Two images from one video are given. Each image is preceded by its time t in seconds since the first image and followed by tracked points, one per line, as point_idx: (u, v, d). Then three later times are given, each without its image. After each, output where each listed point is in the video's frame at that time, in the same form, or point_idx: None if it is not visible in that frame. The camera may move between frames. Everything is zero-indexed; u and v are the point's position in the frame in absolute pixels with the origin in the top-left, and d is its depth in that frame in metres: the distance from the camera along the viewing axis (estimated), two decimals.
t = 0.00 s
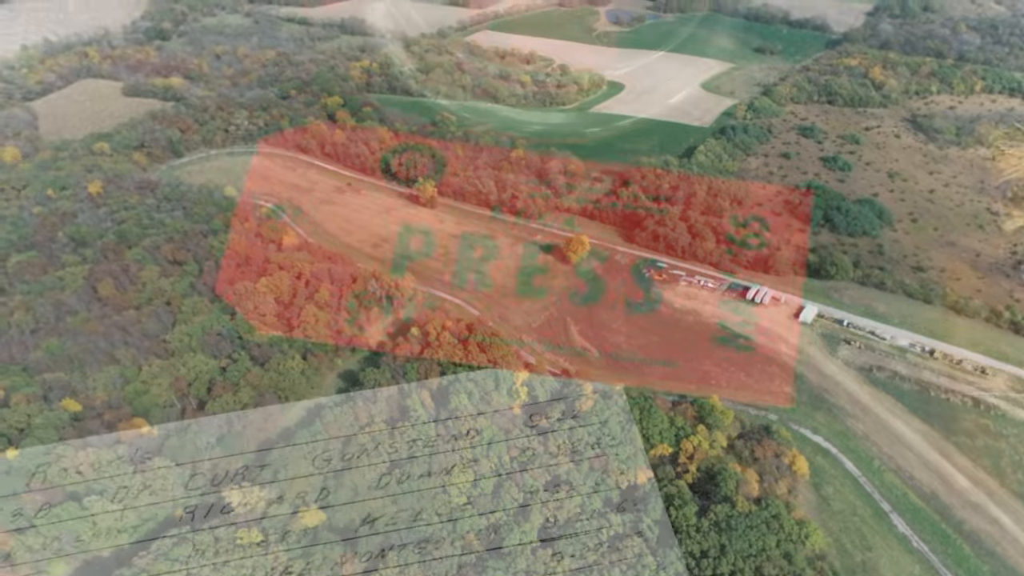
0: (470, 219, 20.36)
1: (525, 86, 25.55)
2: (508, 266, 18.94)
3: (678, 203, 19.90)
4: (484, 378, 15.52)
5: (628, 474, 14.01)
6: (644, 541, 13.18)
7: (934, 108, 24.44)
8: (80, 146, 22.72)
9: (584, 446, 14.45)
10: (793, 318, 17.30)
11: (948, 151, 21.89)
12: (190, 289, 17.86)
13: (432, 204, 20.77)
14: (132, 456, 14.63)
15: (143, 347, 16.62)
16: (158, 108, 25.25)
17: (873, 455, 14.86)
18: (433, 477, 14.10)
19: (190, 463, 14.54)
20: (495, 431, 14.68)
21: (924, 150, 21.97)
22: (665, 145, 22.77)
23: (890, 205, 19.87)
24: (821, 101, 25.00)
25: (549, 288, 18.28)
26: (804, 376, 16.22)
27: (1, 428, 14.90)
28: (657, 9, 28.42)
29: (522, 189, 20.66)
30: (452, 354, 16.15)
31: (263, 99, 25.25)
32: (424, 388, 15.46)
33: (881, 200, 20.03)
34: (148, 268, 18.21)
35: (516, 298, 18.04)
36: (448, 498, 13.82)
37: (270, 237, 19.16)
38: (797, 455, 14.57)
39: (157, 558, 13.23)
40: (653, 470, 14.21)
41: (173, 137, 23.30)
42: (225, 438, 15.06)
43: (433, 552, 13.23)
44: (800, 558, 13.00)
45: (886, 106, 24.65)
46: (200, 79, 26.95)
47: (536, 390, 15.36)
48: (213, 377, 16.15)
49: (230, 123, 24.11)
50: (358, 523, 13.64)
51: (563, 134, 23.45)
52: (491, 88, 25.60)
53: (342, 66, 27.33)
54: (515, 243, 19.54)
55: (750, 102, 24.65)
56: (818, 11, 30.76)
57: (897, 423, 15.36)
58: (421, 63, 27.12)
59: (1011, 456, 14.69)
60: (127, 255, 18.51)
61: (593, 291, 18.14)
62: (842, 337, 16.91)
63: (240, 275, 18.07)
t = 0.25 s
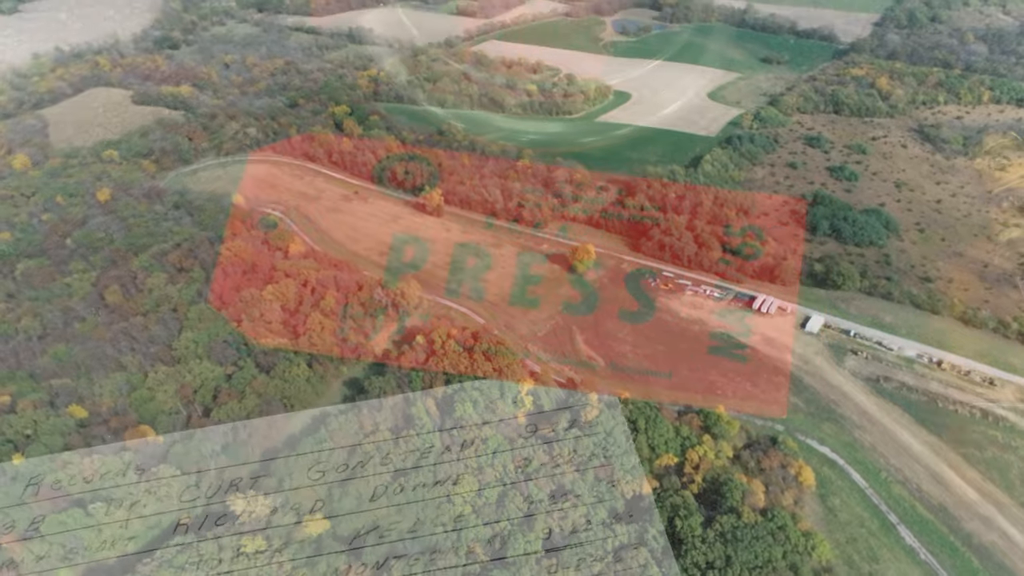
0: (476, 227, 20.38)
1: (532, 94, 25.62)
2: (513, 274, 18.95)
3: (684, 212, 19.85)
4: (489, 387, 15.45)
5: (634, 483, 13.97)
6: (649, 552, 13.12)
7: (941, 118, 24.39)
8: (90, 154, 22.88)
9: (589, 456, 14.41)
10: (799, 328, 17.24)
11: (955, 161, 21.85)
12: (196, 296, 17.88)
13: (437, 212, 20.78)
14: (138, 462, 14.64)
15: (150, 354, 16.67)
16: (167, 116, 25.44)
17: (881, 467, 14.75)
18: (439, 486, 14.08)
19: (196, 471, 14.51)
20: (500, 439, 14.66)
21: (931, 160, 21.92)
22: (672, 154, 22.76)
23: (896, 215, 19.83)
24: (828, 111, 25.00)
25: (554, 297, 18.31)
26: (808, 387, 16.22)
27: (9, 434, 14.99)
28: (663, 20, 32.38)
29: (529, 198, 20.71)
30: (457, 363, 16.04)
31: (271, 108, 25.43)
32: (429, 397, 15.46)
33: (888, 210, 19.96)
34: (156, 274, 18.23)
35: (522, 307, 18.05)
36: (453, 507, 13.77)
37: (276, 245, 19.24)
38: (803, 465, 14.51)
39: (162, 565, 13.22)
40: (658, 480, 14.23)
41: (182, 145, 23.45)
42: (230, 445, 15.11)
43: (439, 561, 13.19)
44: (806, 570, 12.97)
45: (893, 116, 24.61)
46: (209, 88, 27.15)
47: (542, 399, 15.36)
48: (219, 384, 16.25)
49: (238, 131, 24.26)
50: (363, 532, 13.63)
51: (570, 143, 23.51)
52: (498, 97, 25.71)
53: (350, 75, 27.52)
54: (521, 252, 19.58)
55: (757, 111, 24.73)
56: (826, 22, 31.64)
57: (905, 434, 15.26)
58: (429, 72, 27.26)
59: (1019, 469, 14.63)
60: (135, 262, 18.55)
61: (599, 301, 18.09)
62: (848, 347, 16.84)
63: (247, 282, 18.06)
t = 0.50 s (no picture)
0: (480, 233, 20.40)
1: (537, 100, 25.61)
2: (517, 280, 18.97)
3: (688, 219, 19.87)
4: (492, 393, 15.56)
5: (637, 490, 13.97)
6: (653, 559, 13.07)
7: (946, 125, 24.36)
8: (96, 159, 23.00)
9: (592, 462, 14.37)
10: (804, 335, 17.20)
11: (960, 168, 21.82)
12: (200, 301, 17.86)
13: (442, 218, 20.87)
14: (142, 467, 14.70)
15: (154, 358, 16.70)
16: (173, 121, 25.55)
17: (886, 475, 14.67)
18: (441, 492, 14.05)
19: (200, 476, 14.58)
20: (504, 445, 14.68)
21: (936, 167, 21.89)
22: (676, 160, 22.79)
23: (901, 221, 19.80)
24: (832, 117, 25.01)
25: (558, 303, 18.30)
26: (814, 394, 16.09)
27: (13, 439, 15.05)
28: (668, 27, 32.79)
29: (533, 205, 20.74)
30: (460, 369, 16.11)
31: (277, 113, 25.52)
32: (433, 402, 15.49)
33: (893, 217, 19.92)
34: (161, 279, 18.23)
35: (526, 313, 18.04)
36: (456, 513, 13.73)
37: (280, 250, 19.37)
38: (807, 473, 14.43)
39: (166, 569, 13.16)
40: (662, 487, 14.19)
41: (187, 150, 23.54)
42: (234, 451, 15.13)
43: (441, 568, 13.06)
44: None
45: (897, 123, 24.60)
46: (215, 94, 27.27)
47: (545, 405, 15.47)
48: (223, 389, 16.18)
49: (243, 137, 24.36)
50: (366, 538, 13.58)
51: (574, 149, 23.54)
52: (502, 104, 25.57)
53: (355, 81, 27.65)
54: (525, 258, 19.60)
55: (761, 118, 24.77)
56: (830, 29, 31.59)
57: (910, 442, 15.19)
58: (433, 78, 27.33)
59: None
60: (140, 266, 18.57)
61: (603, 307, 18.09)
62: (853, 354, 16.78)
63: (252, 287, 18.19)
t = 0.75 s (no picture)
0: (484, 236, 20.44)
1: (541, 102, 25.58)
2: (521, 282, 19.00)
3: (692, 221, 19.84)
4: (496, 395, 15.66)
5: (640, 492, 14.03)
6: (656, 561, 12.94)
7: (951, 128, 24.31)
8: (102, 161, 23.12)
9: (596, 464, 14.43)
10: (807, 338, 17.19)
11: (965, 171, 21.78)
12: (205, 302, 17.88)
13: (446, 220, 20.93)
14: (146, 468, 14.69)
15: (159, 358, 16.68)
16: (178, 124, 25.63)
17: (890, 479, 14.63)
18: (445, 494, 14.06)
19: (204, 476, 14.66)
20: (508, 447, 14.75)
21: (941, 170, 21.85)
22: (680, 163, 22.80)
23: (905, 224, 19.77)
24: (837, 120, 24.99)
25: (562, 305, 18.31)
26: (819, 398, 16.05)
27: (18, 439, 15.06)
28: (673, 29, 32.92)
29: (536, 207, 20.69)
30: (464, 370, 16.14)
31: (281, 115, 25.59)
32: (436, 404, 15.61)
33: (897, 220, 19.89)
34: (166, 281, 18.28)
35: (530, 315, 18.07)
36: (459, 515, 13.72)
37: (284, 251, 19.47)
38: (811, 476, 14.37)
39: (169, 570, 13.02)
40: (665, 490, 14.12)
41: (192, 152, 23.61)
42: (238, 452, 15.18)
43: (443, 569, 12.89)
44: None
45: (902, 126, 24.56)
46: (220, 96, 27.36)
47: (549, 407, 15.58)
48: (227, 390, 16.17)
49: (248, 139, 24.45)
50: (368, 538, 13.44)
51: (578, 152, 23.52)
52: (506, 107, 25.57)
53: (360, 84, 27.74)
54: (529, 261, 19.62)
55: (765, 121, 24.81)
56: (834, 32, 31.54)
57: (914, 446, 15.16)
58: (438, 80, 27.37)
59: None
60: (145, 267, 18.59)
61: (607, 310, 18.12)
62: (857, 357, 16.76)
63: (256, 288, 18.29)
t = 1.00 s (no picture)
0: (486, 236, 20.42)
1: (543, 102, 25.60)
2: (523, 282, 19.00)
3: (695, 221, 19.83)
4: (498, 395, 15.70)
5: (642, 493, 14.02)
6: (658, 562, 12.91)
7: (955, 128, 24.24)
8: (105, 160, 23.18)
9: (598, 464, 14.46)
10: (810, 338, 17.16)
11: (968, 172, 21.71)
12: (207, 302, 17.72)
13: (449, 219, 20.94)
14: (149, 467, 14.78)
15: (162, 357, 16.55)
16: (182, 123, 25.68)
17: (893, 479, 14.62)
18: (447, 493, 14.08)
19: (206, 475, 14.73)
20: (510, 447, 14.79)
21: (944, 170, 21.80)
22: (682, 162, 22.84)
23: (908, 224, 19.74)
24: (840, 120, 24.95)
25: (564, 305, 18.33)
26: (822, 399, 16.03)
27: (21, 437, 15.09)
28: (676, 29, 32.92)
29: (539, 207, 20.71)
30: (466, 370, 16.13)
31: (284, 115, 25.63)
32: (438, 404, 15.62)
33: (900, 220, 19.87)
34: (168, 280, 18.07)
35: (532, 315, 18.07)
36: (461, 515, 13.77)
37: (287, 251, 19.58)
38: (814, 477, 14.35)
39: (172, 569, 13.01)
40: (668, 490, 14.12)
41: (196, 152, 23.64)
42: (239, 451, 15.27)
43: (445, 569, 12.88)
44: None
45: (905, 126, 24.51)
46: (223, 95, 27.40)
47: (551, 407, 15.60)
48: (229, 390, 16.09)
49: (251, 139, 24.55)
50: (370, 538, 13.47)
51: (580, 149, 23.70)
52: (509, 106, 25.57)
53: (363, 84, 27.76)
54: (531, 261, 19.61)
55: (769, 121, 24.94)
56: (837, 32, 31.50)
57: (917, 447, 15.15)
58: (440, 80, 27.37)
59: None
60: (148, 267, 18.45)
61: (609, 310, 18.08)
62: (859, 358, 16.73)
63: (258, 288, 18.33)
